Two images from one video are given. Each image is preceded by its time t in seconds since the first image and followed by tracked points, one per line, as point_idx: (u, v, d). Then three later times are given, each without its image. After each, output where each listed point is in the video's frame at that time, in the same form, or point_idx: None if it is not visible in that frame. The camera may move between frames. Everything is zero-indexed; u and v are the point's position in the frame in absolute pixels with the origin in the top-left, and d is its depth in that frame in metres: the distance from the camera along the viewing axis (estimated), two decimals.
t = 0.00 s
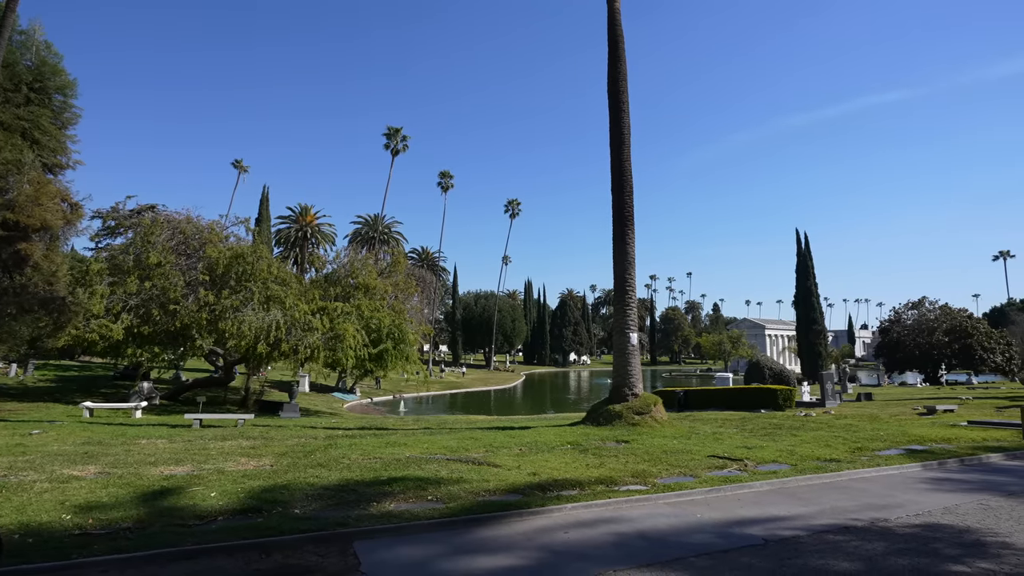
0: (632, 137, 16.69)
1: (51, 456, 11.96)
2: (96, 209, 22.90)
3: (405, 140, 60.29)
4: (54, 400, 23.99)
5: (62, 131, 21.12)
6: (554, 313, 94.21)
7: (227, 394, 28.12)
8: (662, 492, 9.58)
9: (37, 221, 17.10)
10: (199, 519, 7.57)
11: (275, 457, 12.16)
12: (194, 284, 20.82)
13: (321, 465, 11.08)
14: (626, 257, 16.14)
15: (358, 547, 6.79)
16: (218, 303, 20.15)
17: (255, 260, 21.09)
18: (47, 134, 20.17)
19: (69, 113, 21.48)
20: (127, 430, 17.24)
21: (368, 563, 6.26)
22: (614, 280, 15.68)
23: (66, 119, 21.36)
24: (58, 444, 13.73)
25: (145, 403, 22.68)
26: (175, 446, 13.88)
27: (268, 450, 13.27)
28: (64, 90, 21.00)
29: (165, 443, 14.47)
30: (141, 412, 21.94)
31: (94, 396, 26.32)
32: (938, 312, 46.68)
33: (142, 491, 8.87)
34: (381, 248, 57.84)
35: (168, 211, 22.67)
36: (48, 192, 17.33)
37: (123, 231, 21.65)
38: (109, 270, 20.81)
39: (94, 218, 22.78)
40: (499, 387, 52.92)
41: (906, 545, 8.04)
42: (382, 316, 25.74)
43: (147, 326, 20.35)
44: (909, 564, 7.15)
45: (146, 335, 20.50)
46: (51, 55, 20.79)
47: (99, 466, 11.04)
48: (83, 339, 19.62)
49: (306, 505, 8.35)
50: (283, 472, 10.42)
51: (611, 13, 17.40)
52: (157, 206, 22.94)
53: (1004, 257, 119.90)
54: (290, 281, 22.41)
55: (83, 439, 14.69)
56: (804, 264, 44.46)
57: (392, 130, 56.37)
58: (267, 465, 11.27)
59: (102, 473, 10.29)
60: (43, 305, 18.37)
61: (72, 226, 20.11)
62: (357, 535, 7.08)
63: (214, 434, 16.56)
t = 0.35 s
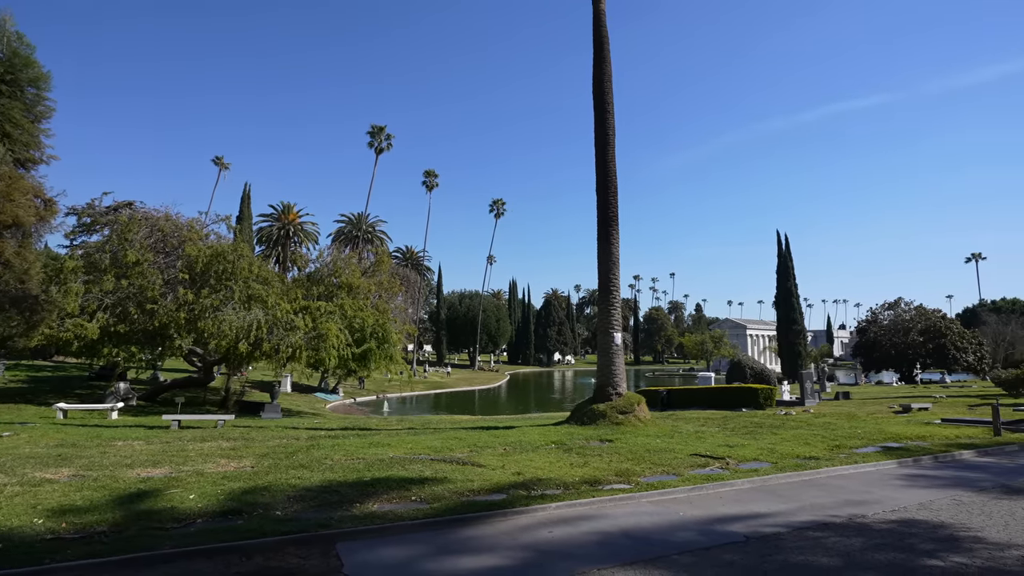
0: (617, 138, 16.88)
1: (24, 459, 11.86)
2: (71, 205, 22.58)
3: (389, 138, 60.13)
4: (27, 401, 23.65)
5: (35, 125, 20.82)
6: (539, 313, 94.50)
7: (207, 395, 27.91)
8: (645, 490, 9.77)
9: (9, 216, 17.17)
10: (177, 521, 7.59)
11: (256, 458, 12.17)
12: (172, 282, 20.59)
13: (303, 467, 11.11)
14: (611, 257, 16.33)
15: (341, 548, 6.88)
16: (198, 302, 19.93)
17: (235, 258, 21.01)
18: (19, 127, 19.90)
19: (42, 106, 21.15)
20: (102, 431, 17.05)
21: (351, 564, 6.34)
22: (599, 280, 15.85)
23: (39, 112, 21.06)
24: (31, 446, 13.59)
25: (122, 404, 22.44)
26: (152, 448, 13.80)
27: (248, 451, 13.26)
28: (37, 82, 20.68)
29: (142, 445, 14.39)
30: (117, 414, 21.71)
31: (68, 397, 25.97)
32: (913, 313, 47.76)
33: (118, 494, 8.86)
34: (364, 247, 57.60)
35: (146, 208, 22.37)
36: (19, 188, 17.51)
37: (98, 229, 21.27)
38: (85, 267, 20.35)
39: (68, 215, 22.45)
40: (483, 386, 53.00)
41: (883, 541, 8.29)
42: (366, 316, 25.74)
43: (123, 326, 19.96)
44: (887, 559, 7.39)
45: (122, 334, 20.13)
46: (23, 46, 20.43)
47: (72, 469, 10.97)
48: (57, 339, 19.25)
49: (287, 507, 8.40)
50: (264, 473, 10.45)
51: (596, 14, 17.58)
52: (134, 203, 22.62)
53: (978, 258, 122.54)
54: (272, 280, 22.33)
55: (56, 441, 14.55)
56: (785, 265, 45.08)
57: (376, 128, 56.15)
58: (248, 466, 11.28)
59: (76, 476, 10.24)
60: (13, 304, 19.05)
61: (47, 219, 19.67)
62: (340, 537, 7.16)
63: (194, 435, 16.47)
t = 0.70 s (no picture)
0: (601, 139, 17.07)
1: None
2: (44, 202, 22.26)
3: (373, 137, 59.85)
4: None
5: (5, 119, 20.42)
6: (523, 313, 94.71)
7: (186, 396, 27.66)
8: (628, 489, 9.93)
9: None
10: (154, 525, 7.59)
11: (236, 460, 12.17)
12: (150, 281, 20.35)
13: (284, 468, 11.14)
14: (596, 257, 16.53)
15: (322, 551, 6.94)
16: (176, 301, 19.67)
17: (215, 256, 20.88)
18: None
19: (13, 100, 20.77)
20: (77, 433, 16.89)
21: (333, 566, 6.42)
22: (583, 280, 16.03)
23: (9, 106, 20.68)
24: (3, 449, 13.44)
25: (96, 405, 22.20)
26: (128, 450, 13.71)
27: (228, 452, 13.23)
28: (8, 75, 20.32)
29: (118, 447, 14.28)
30: (92, 415, 21.46)
31: (41, 399, 25.60)
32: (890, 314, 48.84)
33: (92, 497, 8.83)
34: (347, 246, 57.30)
35: (122, 206, 22.15)
36: None
37: (73, 226, 21.03)
38: (59, 265, 20.12)
39: (42, 211, 22.13)
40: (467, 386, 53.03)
41: (859, 537, 8.54)
42: (349, 315, 25.66)
43: (98, 325, 19.74)
44: (863, 555, 7.62)
45: (97, 334, 19.89)
46: None
47: (45, 472, 10.89)
48: (30, 338, 18.88)
49: (268, 509, 8.44)
50: (244, 475, 10.47)
51: (581, 15, 17.75)
52: (110, 200, 22.36)
53: (952, 261, 125.21)
54: (253, 279, 22.20)
55: (29, 444, 14.39)
56: (766, 266, 45.68)
57: (359, 126, 55.84)
58: (227, 468, 11.28)
59: (49, 479, 10.18)
60: None
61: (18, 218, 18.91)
62: (322, 539, 7.24)
63: (172, 437, 16.37)
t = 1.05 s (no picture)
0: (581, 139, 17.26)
1: None
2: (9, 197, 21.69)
3: (352, 134, 59.45)
4: None
5: None
6: (503, 313, 94.80)
7: (157, 397, 27.29)
8: (606, 488, 10.12)
9: None
10: (123, 530, 7.56)
11: (209, 462, 12.12)
12: (120, 278, 19.92)
13: (259, 469, 11.14)
14: (576, 257, 16.70)
15: (299, 552, 7.00)
16: (148, 300, 19.41)
17: (189, 254, 20.54)
18: None
19: None
20: (43, 436, 16.62)
21: (309, 568, 6.49)
22: (563, 279, 16.20)
23: None
24: None
25: (63, 407, 21.82)
26: (97, 452, 13.56)
27: (201, 454, 13.14)
28: None
29: (87, 449, 14.08)
30: (59, 417, 21.12)
31: (6, 400, 25.10)
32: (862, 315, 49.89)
33: (58, 502, 8.76)
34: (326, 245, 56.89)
35: (91, 201, 21.73)
36: None
37: (39, 221, 20.51)
38: (23, 262, 19.51)
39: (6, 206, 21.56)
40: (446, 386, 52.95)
41: (831, 532, 8.81)
42: (327, 314, 25.38)
43: (66, 325, 19.29)
44: (834, 549, 7.88)
45: (65, 334, 19.56)
46: None
47: (10, 476, 10.75)
48: None
49: (242, 511, 8.45)
50: (218, 477, 10.45)
51: (562, 16, 17.93)
52: (78, 195, 21.94)
53: (920, 264, 128.54)
54: (228, 277, 22.02)
55: None
56: (742, 267, 46.33)
57: (337, 123, 55.36)
58: (200, 470, 11.24)
59: (14, 484, 10.06)
60: None
61: None
62: (298, 542, 7.29)
63: (142, 438, 16.21)
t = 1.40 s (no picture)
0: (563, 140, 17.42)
1: None
2: None
3: (332, 133, 58.99)
4: None
5: None
6: (484, 313, 94.79)
7: (128, 398, 26.88)
8: (586, 487, 10.30)
9: None
10: (91, 535, 7.52)
11: (182, 464, 12.06)
12: (90, 277, 19.60)
13: (235, 471, 11.11)
14: (557, 257, 16.88)
15: (275, 556, 7.04)
16: (118, 299, 19.09)
17: (162, 252, 20.18)
18: None
19: None
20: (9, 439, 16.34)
21: (286, 571, 6.54)
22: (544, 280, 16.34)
23: None
24: None
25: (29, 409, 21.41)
26: (65, 456, 13.38)
27: (173, 457, 13.04)
28: None
29: (54, 453, 13.88)
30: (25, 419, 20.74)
31: None
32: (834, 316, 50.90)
33: (25, 507, 8.68)
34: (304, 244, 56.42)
35: (59, 197, 21.26)
36: None
37: (5, 217, 19.91)
38: None
39: None
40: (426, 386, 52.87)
41: (804, 528, 9.08)
42: (306, 314, 25.29)
43: (33, 324, 18.78)
44: (807, 545, 8.12)
45: (32, 334, 19.27)
46: None
47: None
48: None
49: (217, 514, 8.45)
50: (191, 480, 10.41)
51: (545, 17, 18.08)
52: (46, 191, 21.45)
53: (891, 267, 131.54)
54: (203, 276, 21.79)
55: None
56: (720, 268, 46.95)
57: (316, 120, 54.86)
58: (174, 473, 11.19)
59: None
60: None
61: None
62: (274, 544, 7.33)
63: (113, 441, 16.02)
